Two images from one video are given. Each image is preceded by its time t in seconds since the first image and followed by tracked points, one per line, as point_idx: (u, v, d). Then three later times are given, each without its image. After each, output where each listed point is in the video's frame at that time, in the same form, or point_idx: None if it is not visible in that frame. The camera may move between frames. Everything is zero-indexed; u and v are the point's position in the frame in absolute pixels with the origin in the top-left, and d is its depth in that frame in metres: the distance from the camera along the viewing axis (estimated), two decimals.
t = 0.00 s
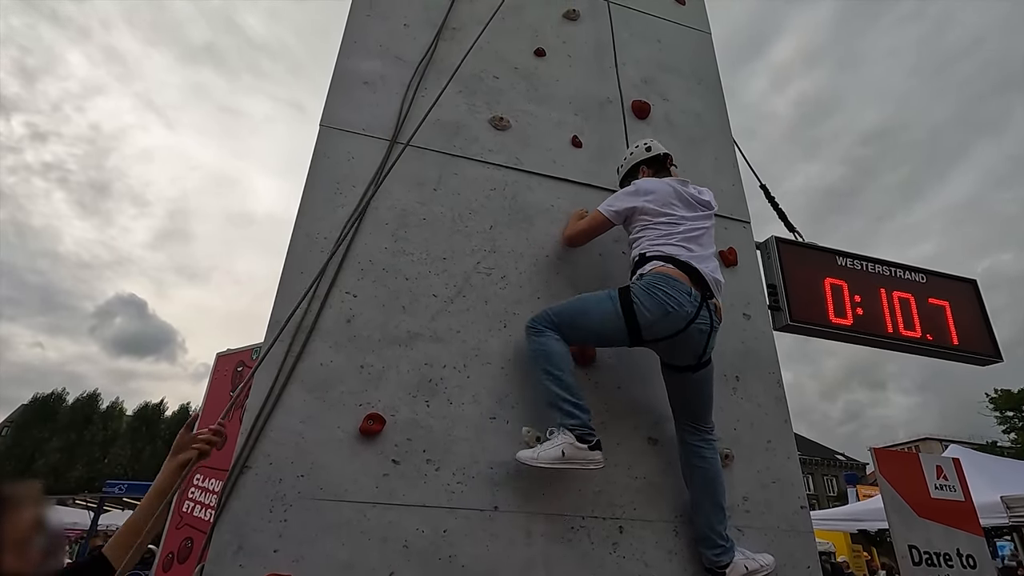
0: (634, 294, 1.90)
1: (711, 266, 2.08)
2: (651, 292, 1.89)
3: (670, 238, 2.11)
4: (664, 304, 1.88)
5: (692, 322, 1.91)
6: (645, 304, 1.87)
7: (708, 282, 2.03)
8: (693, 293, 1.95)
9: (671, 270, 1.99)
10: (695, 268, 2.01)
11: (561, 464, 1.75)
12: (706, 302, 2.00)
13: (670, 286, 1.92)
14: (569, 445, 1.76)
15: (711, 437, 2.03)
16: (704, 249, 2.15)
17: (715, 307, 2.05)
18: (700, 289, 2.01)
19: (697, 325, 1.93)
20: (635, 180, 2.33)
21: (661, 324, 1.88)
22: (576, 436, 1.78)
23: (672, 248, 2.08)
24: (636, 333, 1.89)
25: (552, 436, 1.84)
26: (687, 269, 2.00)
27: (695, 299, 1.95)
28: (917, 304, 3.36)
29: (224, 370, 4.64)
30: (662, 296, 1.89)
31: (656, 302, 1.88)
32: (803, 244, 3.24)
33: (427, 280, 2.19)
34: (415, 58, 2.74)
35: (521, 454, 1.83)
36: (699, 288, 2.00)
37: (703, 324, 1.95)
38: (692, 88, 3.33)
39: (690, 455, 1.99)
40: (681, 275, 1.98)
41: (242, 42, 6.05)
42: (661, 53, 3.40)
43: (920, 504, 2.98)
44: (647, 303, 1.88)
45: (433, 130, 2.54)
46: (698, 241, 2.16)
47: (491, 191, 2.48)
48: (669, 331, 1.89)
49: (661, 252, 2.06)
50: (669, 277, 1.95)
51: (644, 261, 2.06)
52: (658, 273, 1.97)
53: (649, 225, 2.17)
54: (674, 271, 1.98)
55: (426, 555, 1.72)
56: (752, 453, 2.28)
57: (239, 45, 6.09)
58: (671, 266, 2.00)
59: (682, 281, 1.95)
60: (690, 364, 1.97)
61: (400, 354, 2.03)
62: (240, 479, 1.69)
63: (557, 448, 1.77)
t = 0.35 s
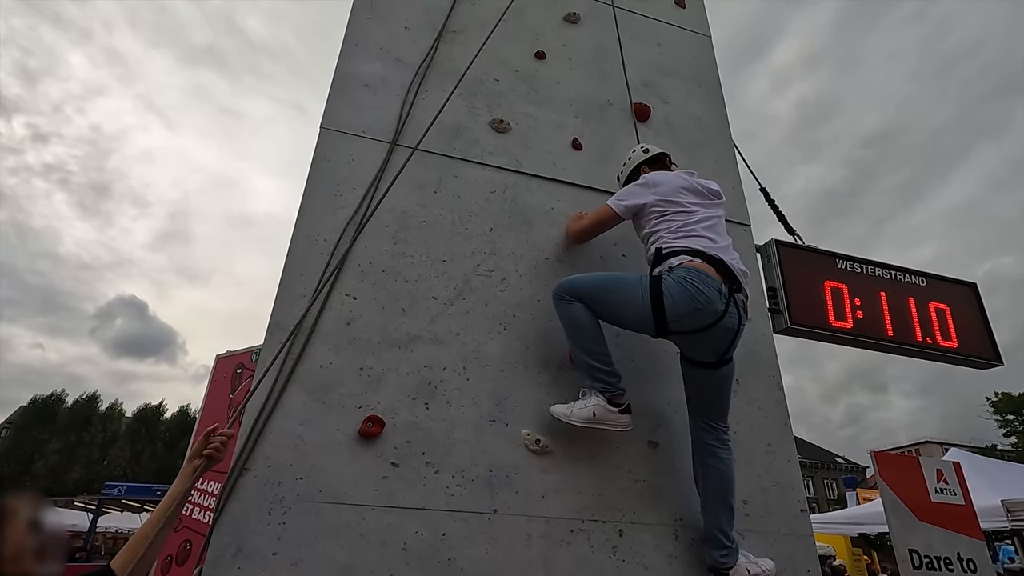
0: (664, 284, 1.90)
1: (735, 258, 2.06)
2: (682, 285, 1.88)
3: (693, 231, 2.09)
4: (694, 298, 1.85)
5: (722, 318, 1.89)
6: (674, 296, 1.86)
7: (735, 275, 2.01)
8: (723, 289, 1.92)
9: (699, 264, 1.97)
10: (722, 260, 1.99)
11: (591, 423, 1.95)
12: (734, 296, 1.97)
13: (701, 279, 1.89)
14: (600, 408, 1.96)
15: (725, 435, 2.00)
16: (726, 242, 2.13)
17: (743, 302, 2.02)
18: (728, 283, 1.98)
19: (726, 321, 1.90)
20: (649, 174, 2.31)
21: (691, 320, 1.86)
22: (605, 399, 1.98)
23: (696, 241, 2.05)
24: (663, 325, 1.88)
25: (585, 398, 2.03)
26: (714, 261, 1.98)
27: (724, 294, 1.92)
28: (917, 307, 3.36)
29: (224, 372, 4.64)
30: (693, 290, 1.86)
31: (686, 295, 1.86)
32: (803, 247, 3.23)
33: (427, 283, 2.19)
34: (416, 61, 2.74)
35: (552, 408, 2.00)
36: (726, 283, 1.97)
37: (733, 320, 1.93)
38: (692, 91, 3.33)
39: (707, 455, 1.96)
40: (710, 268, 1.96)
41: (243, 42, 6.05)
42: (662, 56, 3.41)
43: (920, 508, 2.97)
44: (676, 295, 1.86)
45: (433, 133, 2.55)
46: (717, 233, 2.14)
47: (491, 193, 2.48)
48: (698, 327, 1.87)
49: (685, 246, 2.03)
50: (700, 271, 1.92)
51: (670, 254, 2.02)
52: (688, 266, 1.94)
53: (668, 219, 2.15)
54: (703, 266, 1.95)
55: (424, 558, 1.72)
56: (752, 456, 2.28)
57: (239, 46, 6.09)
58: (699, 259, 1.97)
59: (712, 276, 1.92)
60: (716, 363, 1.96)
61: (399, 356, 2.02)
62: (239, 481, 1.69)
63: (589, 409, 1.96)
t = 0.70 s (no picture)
0: (675, 297, 1.89)
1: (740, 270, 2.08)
2: (692, 297, 1.89)
3: (700, 242, 2.11)
4: (704, 310, 1.87)
5: (730, 331, 1.91)
6: (685, 307, 1.86)
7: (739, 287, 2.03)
8: (729, 301, 1.94)
9: (707, 275, 1.98)
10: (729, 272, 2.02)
11: (561, 443, 1.95)
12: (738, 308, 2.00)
13: (711, 291, 1.91)
14: (573, 429, 1.97)
15: (721, 441, 2.01)
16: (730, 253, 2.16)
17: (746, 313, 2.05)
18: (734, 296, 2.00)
19: (733, 333, 1.92)
20: (655, 183, 2.31)
21: (701, 332, 1.87)
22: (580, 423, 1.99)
23: (703, 253, 2.07)
24: (672, 337, 1.88)
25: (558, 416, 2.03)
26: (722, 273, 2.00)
27: (731, 306, 1.94)
28: (917, 310, 3.36)
29: (224, 374, 4.64)
30: (703, 302, 1.88)
31: (696, 308, 1.86)
32: (803, 250, 3.24)
33: (427, 286, 2.19)
34: (417, 64, 2.75)
35: (524, 422, 1.98)
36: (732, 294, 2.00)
37: (738, 332, 1.95)
38: (692, 94, 3.34)
39: (703, 461, 1.97)
40: (718, 280, 1.97)
41: (245, 44, 6.06)
42: (662, 59, 3.41)
43: (920, 512, 2.97)
44: (687, 307, 1.86)
45: (434, 136, 2.55)
46: (722, 243, 2.16)
47: (491, 196, 2.48)
48: (708, 339, 1.88)
49: (694, 256, 2.05)
50: (710, 283, 1.93)
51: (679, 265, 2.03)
52: (698, 279, 1.94)
53: (674, 229, 2.16)
54: (712, 277, 1.97)
55: (423, 561, 1.71)
56: (752, 459, 2.28)
57: (241, 48, 6.10)
58: (708, 271, 1.98)
59: (720, 288, 1.94)
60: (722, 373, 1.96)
61: (399, 359, 2.03)
62: (238, 484, 1.69)
63: (562, 427, 1.97)
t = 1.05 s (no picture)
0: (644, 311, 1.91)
1: (717, 282, 2.06)
2: (662, 311, 1.89)
3: (675, 256, 2.10)
4: (673, 323, 1.87)
5: (703, 344, 1.89)
6: (652, 321, 1.88)
7: (714, 299, 2.01)
8: (702, 314, 1.93)
9: (679, 289, 1.98)
10: (702, 285, 2.00)
11: (562, 444, 1.93)
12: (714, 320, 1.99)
13: (680, 305, 1.91)
14: (572, 429, 1.95)
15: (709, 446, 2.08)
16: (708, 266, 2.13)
17: (723, 326, 2.02)
18: (708, 308, 1.98)
19: (706, 346, 1.90)
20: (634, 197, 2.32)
21: (670, 346, 1.87)
22: (578, 423, 1.99)
23: (677, 267, 2.06)
24: (642, 349, 1.91)
25: (555, 418, 2.02)
26: (694, 286, 1.98)
27: (704, 319, 1.93)
28: (917, 313, 3.36)
29: (223, 375, 4.64)
30: (672, 316, 1.88)
31: (665, 322, 1.87)
32: (803, 253, 3.24)
33: (427, 288, 2.19)
34: (418, 66, 2.76)
35: (522, 426, 1.98)
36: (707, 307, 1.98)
37: (712, 344, 1.93)
38: (692, 97, 3.34)
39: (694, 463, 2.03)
40: (689, 293, 1.96)
41: (246, 46, 6.07)
42: (662, 62, 3.42)
43: (921, 515, 2.96)
44: (654, 321, 1.88)
45: (435, 138, 2.56)
46: (699, 256, 2.14)
47: (491, 198, 2.49)
48: (679, 351, 1.88)
49: (667, 271, 2.04)
50: (679, 297, 1.93)
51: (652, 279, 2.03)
52: (668, 292, 1.95)
53: (649, 243, 2.17)
54: (684, 291, 1.96)
55: (424, 562, 1.71)
56: (752, 462, 2.28)
57: (241, 49, 6.11)
58: (679, 284, 1.98)
59: (691, 301, 1.93)
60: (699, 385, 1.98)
61: (400, 360, 2.03)
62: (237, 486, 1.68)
63: (560, 429, 1.95)
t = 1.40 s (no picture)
0: (592, 265, 2.02)
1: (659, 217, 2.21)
2: (607, 259, 2.01)
3: (617, 203, 2.23)
4: (619, 266, 1.99)
5: (650, 272, 2.03)
6: (601, 273, 1.99)
7: (660, 234, 2.15)
8: (643, 246, 2.07)
9: (618, 234, 2.13)
10: (643, 224, 2.14)
11: (563, 444, 1.94)
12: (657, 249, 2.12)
13: (621, 248, 2.05)
14: (571, 428, 1.96)
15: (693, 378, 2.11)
16: (650, 206, 2.27)
17: (673, 256, 2.15)
18: (653, 243, 2.12)
19: (655, 274, 2.04)
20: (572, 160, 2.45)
21: (622, 284, 1.99)
22: (576, 423, 2.00)
23: (622, 213, 2.20)
24: (604, 299, 2.00)
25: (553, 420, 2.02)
26: (634, 227, 2.13)
27: (646, 250, 2.07)
28: (917, 316, 3.36)
29: (223, 378, 4.64)
30: (617, 261, 2.00)
31: (612, 266, 2.00)
32: (803, 256, 3.24)
33: (427, 290, 2.20)
34: (419, 69, 2.76)
35: (522, 429, 1.98)
36: (651, 240, 2.12)
37: (662, 273, 2.06)
38: (692, 100, 3.35)
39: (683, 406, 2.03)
40: (629, 234, 2.11)
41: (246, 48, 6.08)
42: (662, 66, 3.43)
43: (921, 518, 2.96)
44: (603, 272, 1.99)
45: (435, 141, 2.56)
46: (639, 197, 2.29)
47: (491, 201, 2.49)
48: (630, 287, 2.00)
49: (611, 220, 2.19)
50: (620, 241, 2.08)
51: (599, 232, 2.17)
52: (609, 240, 2.09)
53: (592, 199, 2.30)
54: (623, 234, 2.11)
55: (424, 565, 1.71)
56: (752, 465, 2.28)
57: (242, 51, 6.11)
58: (618, 229, 2.13)
59: (630, 240, 2.08)
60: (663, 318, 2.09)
61: (400, 362, 2.03)
62: (237, 488, 1.68)
63: (559, 429, 1.96)
